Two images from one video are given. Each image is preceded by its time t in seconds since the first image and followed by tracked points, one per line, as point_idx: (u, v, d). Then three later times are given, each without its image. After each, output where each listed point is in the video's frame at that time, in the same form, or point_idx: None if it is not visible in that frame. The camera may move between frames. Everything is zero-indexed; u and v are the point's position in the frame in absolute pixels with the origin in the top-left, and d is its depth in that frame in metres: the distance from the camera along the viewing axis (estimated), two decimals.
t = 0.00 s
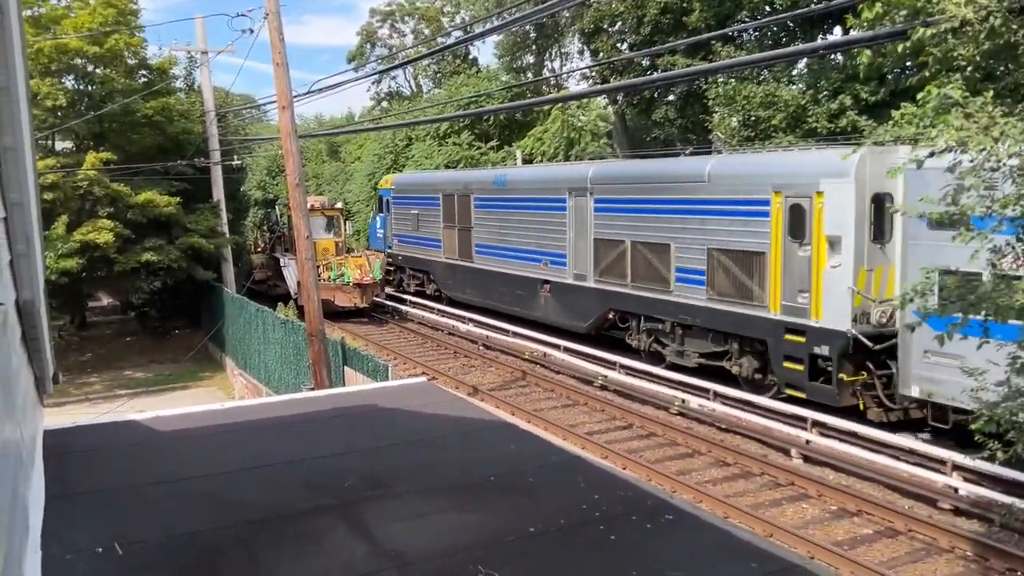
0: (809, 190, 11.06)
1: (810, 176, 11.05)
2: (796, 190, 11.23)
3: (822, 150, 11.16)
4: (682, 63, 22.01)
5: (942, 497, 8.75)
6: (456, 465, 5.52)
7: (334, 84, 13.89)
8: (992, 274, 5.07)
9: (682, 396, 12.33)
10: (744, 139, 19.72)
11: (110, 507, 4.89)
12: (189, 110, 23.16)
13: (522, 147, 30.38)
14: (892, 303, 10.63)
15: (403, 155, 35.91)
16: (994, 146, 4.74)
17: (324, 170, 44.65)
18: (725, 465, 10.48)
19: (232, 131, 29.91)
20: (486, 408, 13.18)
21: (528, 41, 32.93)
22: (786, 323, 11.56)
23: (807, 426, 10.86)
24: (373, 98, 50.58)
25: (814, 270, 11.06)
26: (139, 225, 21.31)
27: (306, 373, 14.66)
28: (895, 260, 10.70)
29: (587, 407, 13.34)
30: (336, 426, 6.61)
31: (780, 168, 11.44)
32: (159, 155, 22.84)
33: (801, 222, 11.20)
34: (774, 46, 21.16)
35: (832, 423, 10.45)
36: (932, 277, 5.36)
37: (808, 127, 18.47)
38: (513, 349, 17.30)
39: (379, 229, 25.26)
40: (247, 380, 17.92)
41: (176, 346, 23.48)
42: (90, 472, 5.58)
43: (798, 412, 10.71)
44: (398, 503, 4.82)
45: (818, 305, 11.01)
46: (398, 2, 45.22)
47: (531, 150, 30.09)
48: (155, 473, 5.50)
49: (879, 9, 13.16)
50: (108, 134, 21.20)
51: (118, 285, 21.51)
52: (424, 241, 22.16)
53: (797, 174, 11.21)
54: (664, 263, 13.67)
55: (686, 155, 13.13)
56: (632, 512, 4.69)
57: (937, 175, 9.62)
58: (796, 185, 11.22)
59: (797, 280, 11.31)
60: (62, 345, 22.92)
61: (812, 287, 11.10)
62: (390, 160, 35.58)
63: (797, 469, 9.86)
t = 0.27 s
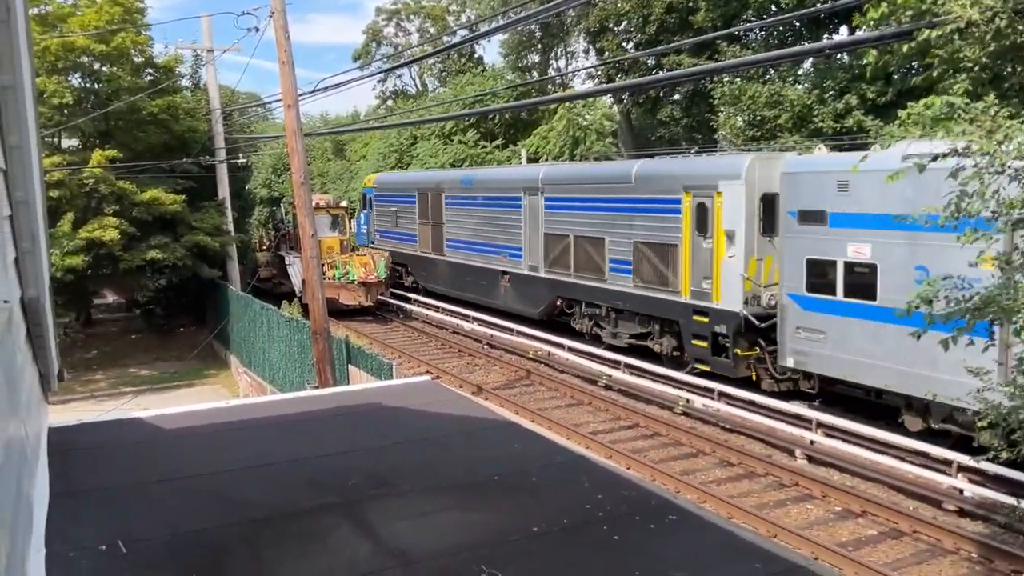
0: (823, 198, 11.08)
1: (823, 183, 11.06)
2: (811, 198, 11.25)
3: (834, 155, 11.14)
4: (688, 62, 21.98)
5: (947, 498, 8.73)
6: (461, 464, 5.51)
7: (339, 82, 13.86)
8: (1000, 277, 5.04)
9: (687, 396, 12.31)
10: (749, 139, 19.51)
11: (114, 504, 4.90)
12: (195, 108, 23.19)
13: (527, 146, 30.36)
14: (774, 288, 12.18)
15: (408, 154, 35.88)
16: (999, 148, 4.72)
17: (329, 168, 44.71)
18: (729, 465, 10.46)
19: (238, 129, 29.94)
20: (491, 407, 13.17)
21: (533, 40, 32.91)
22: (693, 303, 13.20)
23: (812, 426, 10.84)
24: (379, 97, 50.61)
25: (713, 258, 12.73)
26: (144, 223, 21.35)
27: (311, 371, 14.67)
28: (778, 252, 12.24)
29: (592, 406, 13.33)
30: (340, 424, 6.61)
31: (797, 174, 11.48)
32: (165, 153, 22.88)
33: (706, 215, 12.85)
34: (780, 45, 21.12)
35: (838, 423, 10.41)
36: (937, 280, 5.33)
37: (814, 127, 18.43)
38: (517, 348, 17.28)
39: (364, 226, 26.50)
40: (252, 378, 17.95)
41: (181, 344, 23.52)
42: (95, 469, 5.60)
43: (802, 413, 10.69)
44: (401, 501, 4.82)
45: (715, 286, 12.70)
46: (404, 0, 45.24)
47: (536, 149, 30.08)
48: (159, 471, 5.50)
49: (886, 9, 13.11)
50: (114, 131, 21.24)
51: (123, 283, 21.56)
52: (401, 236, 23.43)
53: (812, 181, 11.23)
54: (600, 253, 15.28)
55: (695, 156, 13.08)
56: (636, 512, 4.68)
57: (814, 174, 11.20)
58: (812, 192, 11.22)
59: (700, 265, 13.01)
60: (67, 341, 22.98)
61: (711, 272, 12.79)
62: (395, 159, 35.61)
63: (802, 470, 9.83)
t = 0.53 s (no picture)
0: (819, 197, 10.83)
1: (819, 183, 10.79)
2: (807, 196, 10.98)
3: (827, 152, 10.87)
4: (692, 62, 21.96)
5: (951, 500, 8.69)
6: (464, 464, 5.51)
7: (343, 83, 13.86)
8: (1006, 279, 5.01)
9: (690, 397, 12.30)
10: (753, 140, 19.32)
11: (117, 503, 4.90)
12: (199, 109, 23.22)
13: (531, 146, 30.35)
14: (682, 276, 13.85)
15: (411, 154, 36.07)
16: (1004, 149, 4.71)
17: (333, 169, 44.74)
18: (733, 466, 10.44)
19: (242, 129, 29.97)
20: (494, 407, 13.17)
21: (537, 40, 32.89)
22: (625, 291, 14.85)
23: (816, 427, 10.81)
24: (383, 97, 50.64)
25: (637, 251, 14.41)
26: (148, 223, 21.37)
27: (314, 371, 14.67)
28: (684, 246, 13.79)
29: (595, 407, 13.32)
30: (344, 424, 6.61)
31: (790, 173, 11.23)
32: (169, 153, 22.92)
33: (632, 214, 14.49)
34: (785, 46, 21.10)
35: (842, 424, 10.38)
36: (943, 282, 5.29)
37: (818, 128, 18.41)
38: (521, 349, 17.28)
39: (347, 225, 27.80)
40: (256, 378, 17.97)
41: (184, 344, 23.54)
42: (99, 468, 5.61)
43: (806, 413, 10.66)
44: (405, 501, 4.81)
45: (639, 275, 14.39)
46: (408, 1, 45.28)
47: (540, 150, 30.07)
48: (163, 470, 5.51)
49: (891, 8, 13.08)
50: (118, 131, 21.27)
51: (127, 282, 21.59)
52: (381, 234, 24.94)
53: (806, 180, 10.98)
54: (549, 248, 16.96)
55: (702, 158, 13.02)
56: (639, 513, 4.67)
57: (716, 179, 12.54)
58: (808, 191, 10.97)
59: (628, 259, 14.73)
60: (71, 341, 23.01)
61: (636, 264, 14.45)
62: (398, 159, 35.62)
63: (806, 471, 9.81)
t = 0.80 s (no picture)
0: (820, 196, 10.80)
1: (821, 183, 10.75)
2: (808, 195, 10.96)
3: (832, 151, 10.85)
4: (692, 65, 21.97)
5: (952, 502, 8.68)
6: (464, 467, 5.49)
7: (343, 85, 13.85)
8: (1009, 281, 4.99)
9: (690, 399, 12.28)
10: (753, 142, 19.20)
11: (116, 505, 4.89)
12: (199, 111, 23.23)
13: (531, 148, 30.34)
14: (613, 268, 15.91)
15: (410, 155, 36.25)
16: (1007, 151, 4.70)
17: (333, 171, 44.74)
18: (733, 468, 10.43)
19: (242, 131, 29.96)
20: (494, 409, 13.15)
21: (536, 42, 32.88)
22: (567, 281, 17.00)
23: (816, 429, 10.81)
24: (382, 100, 50.66)
25: (576, 246, 16.58)
26: (148, 225, 21.36)
27: (314, 373, 14.66)
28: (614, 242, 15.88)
29: (595, 409, 13.30)
30: (344, 425, 6.60)
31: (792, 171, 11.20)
32: (169, 155, 22.93)
33: (573, 214, 16.59)
34: (785, 48, 21.10)
35: (842, 427, 10.37)
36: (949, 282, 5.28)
37: (818, 130, 18.43)
38: (520, 351, 17.26)
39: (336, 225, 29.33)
40: (255, 380, 17.97)
41: (183, 346, 23.52)
42: (98, 471, 5.59)
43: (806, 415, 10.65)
44: (406, 503, 4.81)
45: (577, 267, 16.54)
46: (407, 3, 45.30)
47: (539, 152, 30.06)
48: (164, 471, 5.50)
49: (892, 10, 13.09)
50: (118, 133, 21.28)
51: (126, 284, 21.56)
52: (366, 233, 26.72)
53: (809, 179, 10.95)
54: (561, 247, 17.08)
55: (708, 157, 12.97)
56: (640, 516, 4.65)
57: (639, 183, 14.39)
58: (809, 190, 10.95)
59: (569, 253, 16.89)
60: (70, 343, 23.00)
61: (575, 258, 16.62)
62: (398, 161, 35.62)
63: (807, 473, 9.79)
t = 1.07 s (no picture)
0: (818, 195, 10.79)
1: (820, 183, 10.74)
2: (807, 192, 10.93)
3: (831, 152, 10.84)
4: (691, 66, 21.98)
5: (951, 503, 8.67)
6: (463, 467, 5.48)
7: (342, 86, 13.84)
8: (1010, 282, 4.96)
9: (690, 400, 12.27)
10: (752, 143, 19.30)
11: (115, 505, 4.88)
12: (198, 112, 23.24)
13: (530, 150, 30.35)
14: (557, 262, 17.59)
15: (409, 156, 36.37)
16: (1005, 149, 4.70)
17: (332, 172, 44.77)
18: (732, 469, 10.42)
19: (241, 133, 29.97)
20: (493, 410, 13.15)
21: (536, 44, 32.88)
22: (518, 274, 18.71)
23: (815, 430, 10.80)
24: (381, 101, 50.69)
25: (526, 242, 18.29)
26: (147, 226, 21.36)
27: (313, 375, 14.65)
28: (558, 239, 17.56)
29: (594, 410, 13.30)
30: (343, 426, 6.59)
31: (791, 172, 11.17)
32: (168, 156, 22.93)
33: (524, 213, 18.29)
34: (784, 49, 21.11)
35: (842, 428, 10.36)
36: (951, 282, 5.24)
37: (818, 131, 18.44)
38: (520, 353, 17.26)
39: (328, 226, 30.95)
40: (254, 381, 17.97)
41: (182, 347, 23.51)
42: (97, 471, 5.57)
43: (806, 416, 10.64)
44: (405, 503, 4.80)
45: (527, 261, 18.26)
46: (407, 4, 45.34)
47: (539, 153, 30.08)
48: (163, 472, 5.49)
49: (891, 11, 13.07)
50: (117, 135, 21.28)
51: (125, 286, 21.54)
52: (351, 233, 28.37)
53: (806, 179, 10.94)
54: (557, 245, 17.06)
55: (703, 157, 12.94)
56: (640, 516, 4.65)
57: (578, 186, 16.03)
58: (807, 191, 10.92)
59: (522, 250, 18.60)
60: (70, 345, 22.99)
61: (526, 253, 18.32)
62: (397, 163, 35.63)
63: (806, 474, 9.78)
